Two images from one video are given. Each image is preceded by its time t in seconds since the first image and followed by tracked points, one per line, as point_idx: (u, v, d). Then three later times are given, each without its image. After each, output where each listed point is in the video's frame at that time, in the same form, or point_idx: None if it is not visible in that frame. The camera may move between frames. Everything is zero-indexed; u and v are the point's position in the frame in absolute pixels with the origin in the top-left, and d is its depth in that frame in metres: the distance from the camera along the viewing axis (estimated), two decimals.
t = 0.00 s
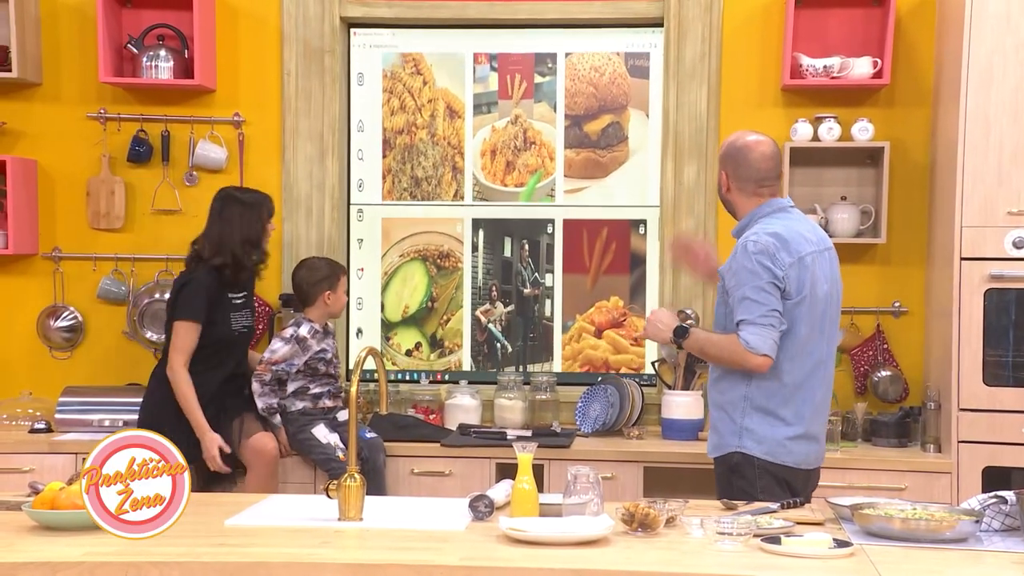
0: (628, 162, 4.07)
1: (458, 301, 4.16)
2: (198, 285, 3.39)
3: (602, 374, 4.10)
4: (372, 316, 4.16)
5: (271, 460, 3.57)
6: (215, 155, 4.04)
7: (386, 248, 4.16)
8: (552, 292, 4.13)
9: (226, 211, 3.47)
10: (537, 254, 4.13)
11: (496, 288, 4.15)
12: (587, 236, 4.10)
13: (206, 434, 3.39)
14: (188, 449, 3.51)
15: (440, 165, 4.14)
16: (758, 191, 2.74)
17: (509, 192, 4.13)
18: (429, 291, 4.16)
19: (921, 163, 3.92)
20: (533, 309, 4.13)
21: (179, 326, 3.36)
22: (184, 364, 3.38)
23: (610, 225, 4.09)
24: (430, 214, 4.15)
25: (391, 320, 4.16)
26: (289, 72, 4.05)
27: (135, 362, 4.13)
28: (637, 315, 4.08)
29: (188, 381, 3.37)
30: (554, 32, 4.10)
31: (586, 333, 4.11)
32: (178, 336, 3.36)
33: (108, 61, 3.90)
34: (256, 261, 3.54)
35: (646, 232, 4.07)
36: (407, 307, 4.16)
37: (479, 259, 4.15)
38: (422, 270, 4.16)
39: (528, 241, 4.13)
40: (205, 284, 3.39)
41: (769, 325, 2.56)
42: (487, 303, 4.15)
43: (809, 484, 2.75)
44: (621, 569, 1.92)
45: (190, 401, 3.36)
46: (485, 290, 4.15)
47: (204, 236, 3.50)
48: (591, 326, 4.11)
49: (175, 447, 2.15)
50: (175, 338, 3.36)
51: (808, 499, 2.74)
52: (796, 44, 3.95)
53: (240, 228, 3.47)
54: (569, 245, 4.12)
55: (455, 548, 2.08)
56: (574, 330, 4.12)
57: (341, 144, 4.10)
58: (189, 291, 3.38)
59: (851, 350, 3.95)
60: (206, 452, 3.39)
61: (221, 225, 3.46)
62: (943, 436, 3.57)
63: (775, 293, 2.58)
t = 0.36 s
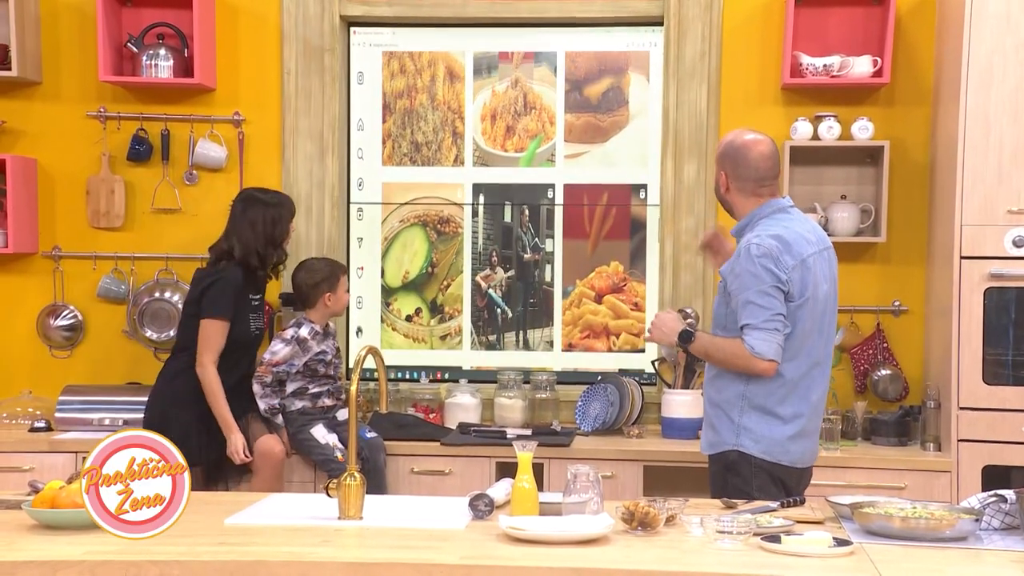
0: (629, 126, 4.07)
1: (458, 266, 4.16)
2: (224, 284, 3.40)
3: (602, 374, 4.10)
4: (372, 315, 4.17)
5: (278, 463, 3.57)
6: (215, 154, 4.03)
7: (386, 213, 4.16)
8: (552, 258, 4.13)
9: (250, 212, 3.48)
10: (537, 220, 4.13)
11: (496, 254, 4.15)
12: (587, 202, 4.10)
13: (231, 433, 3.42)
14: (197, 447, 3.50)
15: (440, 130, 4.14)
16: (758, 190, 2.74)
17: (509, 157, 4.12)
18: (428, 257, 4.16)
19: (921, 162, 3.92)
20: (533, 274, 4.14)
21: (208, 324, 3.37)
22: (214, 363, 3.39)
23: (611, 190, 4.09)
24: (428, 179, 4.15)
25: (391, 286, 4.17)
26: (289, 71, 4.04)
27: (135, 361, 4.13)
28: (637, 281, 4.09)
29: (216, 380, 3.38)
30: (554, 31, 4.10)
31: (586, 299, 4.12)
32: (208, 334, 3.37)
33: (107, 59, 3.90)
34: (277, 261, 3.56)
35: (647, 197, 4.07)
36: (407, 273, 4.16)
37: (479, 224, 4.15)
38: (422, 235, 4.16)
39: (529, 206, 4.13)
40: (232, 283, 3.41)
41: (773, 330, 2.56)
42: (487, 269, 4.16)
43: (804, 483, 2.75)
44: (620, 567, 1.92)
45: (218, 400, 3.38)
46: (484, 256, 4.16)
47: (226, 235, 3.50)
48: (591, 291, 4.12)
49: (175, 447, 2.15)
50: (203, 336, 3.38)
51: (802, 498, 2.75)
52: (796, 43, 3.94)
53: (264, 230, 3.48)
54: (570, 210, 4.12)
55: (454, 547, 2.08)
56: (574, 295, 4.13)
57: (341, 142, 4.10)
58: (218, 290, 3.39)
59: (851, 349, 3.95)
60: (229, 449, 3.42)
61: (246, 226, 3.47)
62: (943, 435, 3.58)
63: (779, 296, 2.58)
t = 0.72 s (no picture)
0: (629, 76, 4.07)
1: (458, 218, 4.15)
2: (226, 283, 3.39)
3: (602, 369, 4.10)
4: (373, 313, 4.17)
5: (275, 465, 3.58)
6: (214, 151, 4.03)
7: (386, 164, 4.16)
8: (552, 209, 4.12)
9: (254, 211, 3.49)
10: (538, 171, 4.12)
11: (496, 205, 4.14)
12: (588, 151, 4.10)
13: (227, 442, 3.45)
14: (193, 447, 3.50)
15: (440, 81, 4.14)
16: (772, 187, 2.73)
17: (510, 108, 4.12)
18: (428, 207, 4.15)
19: (920, 158, 3.92)
20: (533, 227, 4.13)
21: (210, 327, 3.37)
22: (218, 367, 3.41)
23: (611, 140, 4.09)
24: (428, 129, 4.14)
25: (391, 237, 4.16)
26: (289, 68, 4.05)
27: (135, 358, 4.13)
28: (638, 233, 4.08)
29: (219, 385, 3.40)
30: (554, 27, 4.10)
31: (586, 252, 4.11)
32: (212, 339, 3.37)
33: (107, 58, 3.90)
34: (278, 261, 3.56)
35: (648, 146, 4.07)
36: (407, 225, 4.16)
37: (479, 175, 4.15)
38: (422, 187, 4.15)
39: (529, 157, 4.12)
40: (231, 285, 3.39)
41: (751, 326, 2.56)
42: (488, 221, 4.15)
43: (819, 480, 2.76)
44: (620, 565, 1.92)
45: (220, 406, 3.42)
46: (485, 208, 4.15)
47: (226, 234, 3.49)
48: (591, 244, 4.11)
49: (175, 448, 2.15)
50: (207, 339, 3.38)
51: (817, 496, 2.76)
52: (796, 40, 3.94)
53: (268, 228, 3.49)
54: (571, 159, 4.11)
55: (455, 544, 2.08)
56: (575, 248, 4.12)
57: (341, 140, 4.10)
58: (216, 291, 3.37)
59: (852, 346, 3.95)
60: (225, 458, 3.46)
61: (249, 225, 3.48)
62: (943, 432, 3.58)
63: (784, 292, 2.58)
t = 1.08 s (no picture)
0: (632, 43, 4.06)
1: (459, 188, 4.14)
2: (224, 284, 3.39)
3: (602, 369, 4.10)
4: (373, 311, 4.16)
5: (275, 465, 3.59)
6: (214, 150, 4.03)
7: (386, 133, 4.16)
8: (552, 177, 4.11)
9: (252, 210, 3.49)
10: (538, 139, 4.11)
11: (497, 174, 4.13)
12: (588, 121, 4.09)
13: (224, 445, 3.45)
14: (193, 447, 3.50)
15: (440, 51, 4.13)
16: (780, 186, 2.73)
17: (510, 77, 4.12)
18: (428, 177, 4.15)
19: (920, 157, 3.92)
20: (534, 196, 4.12)
21: (210, 328, 3.37)
22: (218, 369, 3.41)
23: (611, 108, 4.08)
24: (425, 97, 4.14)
25: (391, 207, 4.16)
26: (289, 68, 4.05)
27: (135, 357, 4.13)
28: (638, 201, 4.07)
29: (218, 386, 3.40)
30: (554, 28, 4.10)
31: (587, 221, 4.10)
32: (212, 340, 3.37)
33: (107, 57, 3.90)
34: (277, 262, 3.55)
35: (648, 116, 4.06)
36: (407, 193, 4.15)
37: (479, 145, 4.14)
38: (422, 156, 4.15)
39: (529, 126, 4.11)
40: (229, 286, 3.39)
41: (754, 324, 2.56)
42: (489, 190, 4.14)
43: (821, 480, 2.76)
44: (621, 565, 1.92)
45: (218, 407, 3.42)
46: (486, 177, 4.14)
47: (225, 234, 3.49)
48: (592, 209, 4.10)
49: (176, 447, 2.15)
50: (206, 341, 3.38)
51: (818, 495, 2.76)
52: (797, 39, 3.94)
53: (266, 228, 3.48)
54: (571, 128, 4.10)
55: (455, 543, 2.08)
56: (575, 216, 4.11)
57: (341, 138, 4.10)
58: (214, 292, 3.37)
59: (852, 345, 3.95)
60: (222, 461, 3.46)
61: (247, 225, 3.47)
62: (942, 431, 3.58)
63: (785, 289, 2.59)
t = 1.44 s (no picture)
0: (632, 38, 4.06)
1: (459, 179, 4.14)
2: (224, 285, 3.39)
3: (602, 369, 4.10)
4: (373, 312, 4.17)
5: (275, 467, 3.57)
6: (214, 151, 4.03)
7: (386, 126, 4.16)
8: (552, 171, 4.11)
9: (252, 212, 3.49)
10: (538, 133, 4.12)
11: (497, 167, 4.13)
12: (588, 113, 4.09)
13: (225, 446, 3.45)
14: (193, 448, 3.50)
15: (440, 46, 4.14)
16: (769, 188, 2.75)
17: (510, 70, 4.12)
18: (428, 170, 4.15)
19: (920, 157, 3.92)
20: (535, 188, 4.12)
21: (210, 330, 3.36)
22: (219, 371, 3.40)
23: (611, 103, 4.08)
24: (426, 91, 4.14)
25: (391, 199, 4.16)
26: (289, 68, 4.05)
27: (135, 358, 4.13)
28: (638, 193, 4.07)
29: (218, 390, 3.39)
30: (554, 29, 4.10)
31: (587, 213, 4.10)
32: (212, 343, 3.36)
33: (107, 58, 3.91)
34: (278, 263, 3.54)
35: (648, 109, 4.06)
36: (407, 186, 4.15)
37: (479, 138, 4.14)
38: (423, 149, 4.15)
39: (529, 119, 4.12)
40: (228, 288, 3.38)
41: (779, 324, 2.56)
42: (489, 182, 4.14)
43: (817, 482, 2.77)
44: (621, 565, 1.92)
45: (218, 409, 3.41)
46: (486, 169, 4.14)
47: (225, 236, 3.48)
48: (592, 207, 4.10)
49: (176, 448, 2.15)
50: (207, 343, 3.37)
51: (814, 496, 2.77)
52: (797, 39, 3.94)
53: (265, 230, 3.48)
54: (571, 120, 4.11)
55: (455, 543, 2.08)
56: (575, 210, 4.11)
57: (341, 139, 4.10)
58: (214, 295, 3.37)
59: (852, 347, 3.95)
60: (223, 463, 3.46)
61: (247, 226, 3.47)
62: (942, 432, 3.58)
63: (782, 289, 2.59)
